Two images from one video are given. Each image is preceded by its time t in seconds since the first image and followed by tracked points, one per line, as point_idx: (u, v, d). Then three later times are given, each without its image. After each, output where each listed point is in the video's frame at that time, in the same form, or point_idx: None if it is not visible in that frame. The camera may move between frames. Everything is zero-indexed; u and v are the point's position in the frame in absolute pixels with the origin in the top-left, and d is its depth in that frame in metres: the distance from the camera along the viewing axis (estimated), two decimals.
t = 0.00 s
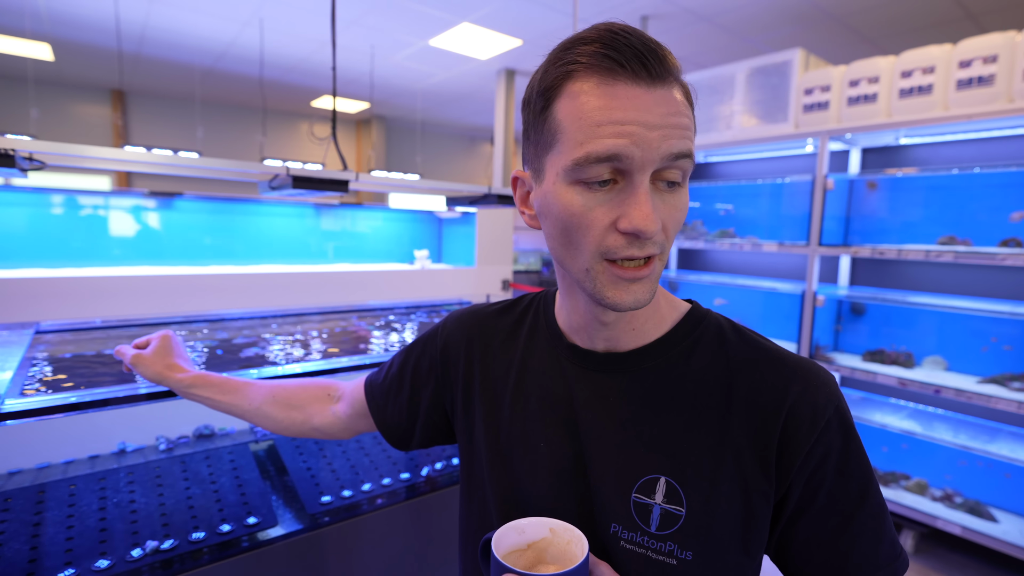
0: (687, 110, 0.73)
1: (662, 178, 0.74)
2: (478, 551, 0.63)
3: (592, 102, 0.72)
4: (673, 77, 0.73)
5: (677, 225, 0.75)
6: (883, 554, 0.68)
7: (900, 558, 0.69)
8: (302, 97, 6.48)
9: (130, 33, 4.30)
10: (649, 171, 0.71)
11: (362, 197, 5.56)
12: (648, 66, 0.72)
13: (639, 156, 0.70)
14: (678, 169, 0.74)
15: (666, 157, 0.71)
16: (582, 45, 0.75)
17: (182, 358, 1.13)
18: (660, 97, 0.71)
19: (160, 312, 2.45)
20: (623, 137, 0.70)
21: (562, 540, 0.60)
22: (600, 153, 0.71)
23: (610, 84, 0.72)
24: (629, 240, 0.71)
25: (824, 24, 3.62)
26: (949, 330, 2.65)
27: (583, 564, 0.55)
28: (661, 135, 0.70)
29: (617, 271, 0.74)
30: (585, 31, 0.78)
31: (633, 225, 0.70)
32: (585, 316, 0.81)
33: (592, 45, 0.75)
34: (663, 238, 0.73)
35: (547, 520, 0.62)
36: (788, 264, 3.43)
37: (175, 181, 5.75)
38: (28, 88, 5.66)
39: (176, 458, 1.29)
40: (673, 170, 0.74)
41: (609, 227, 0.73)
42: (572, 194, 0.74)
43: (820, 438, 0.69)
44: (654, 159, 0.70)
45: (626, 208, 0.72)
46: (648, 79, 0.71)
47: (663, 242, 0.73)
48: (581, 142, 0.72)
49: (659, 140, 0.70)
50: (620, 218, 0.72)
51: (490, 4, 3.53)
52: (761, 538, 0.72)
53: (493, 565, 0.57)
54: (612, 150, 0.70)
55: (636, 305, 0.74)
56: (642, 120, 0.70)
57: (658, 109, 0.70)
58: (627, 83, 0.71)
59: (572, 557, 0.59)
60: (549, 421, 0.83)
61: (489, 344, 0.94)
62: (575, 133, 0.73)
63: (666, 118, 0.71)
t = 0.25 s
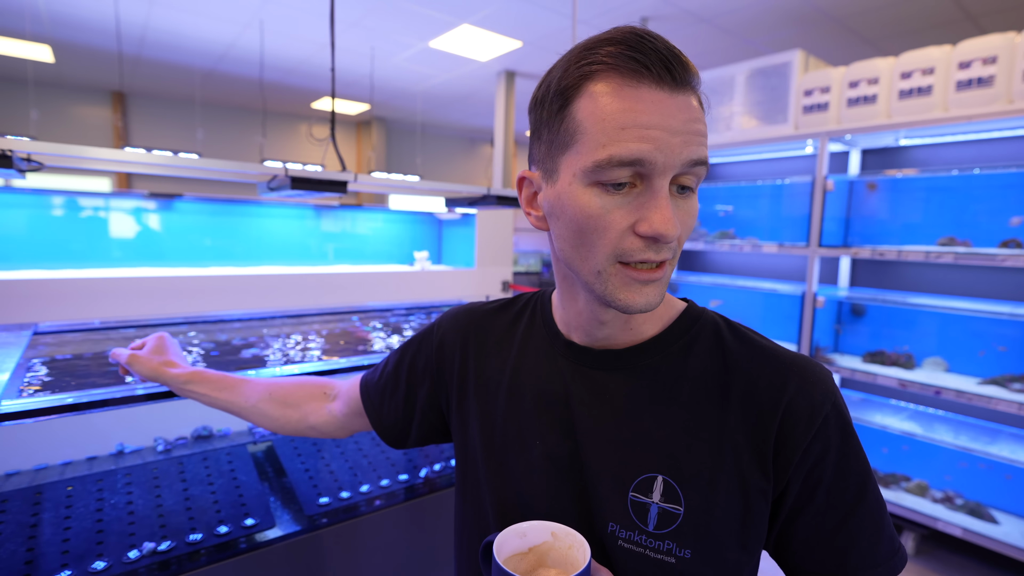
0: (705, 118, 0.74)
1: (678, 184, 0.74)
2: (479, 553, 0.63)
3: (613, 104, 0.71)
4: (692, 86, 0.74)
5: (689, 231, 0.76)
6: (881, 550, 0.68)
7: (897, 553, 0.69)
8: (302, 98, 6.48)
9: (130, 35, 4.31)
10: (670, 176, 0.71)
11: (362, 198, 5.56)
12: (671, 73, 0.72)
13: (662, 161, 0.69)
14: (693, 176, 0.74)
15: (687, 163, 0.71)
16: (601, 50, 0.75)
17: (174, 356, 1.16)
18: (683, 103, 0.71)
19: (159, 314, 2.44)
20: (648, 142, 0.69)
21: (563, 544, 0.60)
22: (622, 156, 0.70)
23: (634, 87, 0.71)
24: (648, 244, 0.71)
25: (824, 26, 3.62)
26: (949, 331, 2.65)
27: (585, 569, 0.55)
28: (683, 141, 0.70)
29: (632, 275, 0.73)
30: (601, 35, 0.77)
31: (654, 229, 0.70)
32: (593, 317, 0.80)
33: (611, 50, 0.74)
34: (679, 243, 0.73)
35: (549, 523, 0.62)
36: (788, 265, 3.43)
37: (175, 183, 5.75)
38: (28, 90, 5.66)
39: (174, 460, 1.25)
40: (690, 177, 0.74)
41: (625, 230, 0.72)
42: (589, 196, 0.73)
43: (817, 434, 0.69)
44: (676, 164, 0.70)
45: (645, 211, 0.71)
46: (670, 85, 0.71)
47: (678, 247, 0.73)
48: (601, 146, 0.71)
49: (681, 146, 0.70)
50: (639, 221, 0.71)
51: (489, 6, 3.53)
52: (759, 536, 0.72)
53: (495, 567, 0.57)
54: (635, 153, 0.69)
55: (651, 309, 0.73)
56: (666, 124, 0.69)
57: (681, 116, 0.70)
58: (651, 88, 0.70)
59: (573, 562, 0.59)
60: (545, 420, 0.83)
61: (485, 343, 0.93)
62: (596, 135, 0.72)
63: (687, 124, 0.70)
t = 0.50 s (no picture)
0: (702, 123, 0.72)
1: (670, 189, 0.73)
2: (473, 555, 0.62)
3: (605, 109, 0.70)
4: (689, 91, 0.72)
5: (680, 237, 0.75)
6: (878, 557, 0.68)
7: (893, 560, 0.69)
8: (301, 99, 6.48)
9: (129, 36, 4.31)
10: (660, 184, 0.71)
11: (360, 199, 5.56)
12: (668, 78, 0.70)
13: (652, 168, 0.69)
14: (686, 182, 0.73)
15: (678, 170, 0.70)
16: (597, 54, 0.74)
17: (170, 358, 1.15)
18: (677, 110, 0.70)
19: (157, 314, 2.44)
20: (638, 149, 0.69)
21: (558, 544, 0.60)
22: (612, 163, 0.70)
23: (627, 92, 0.70)
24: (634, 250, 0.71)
25: (822, 27, 3.63)
26: (948, 332, 2.65)
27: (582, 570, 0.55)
28: (676, 149, 0.69)
29: (617, 279, 0.74)
30: (599, 37, 0.76)
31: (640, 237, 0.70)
32: (583, 314, 0.81)
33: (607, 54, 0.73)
34: (667, 248, 0.73)
35: (544, 525, 0.62)
36: (787, 265, 3.43)
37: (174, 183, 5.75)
38: (27, 91, 5.66)
39: (171, 460, 1.25)
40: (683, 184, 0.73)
41: (612, 235, 0.72)
42: (579, 200, 0.74)
43: (817, 440, 0.69)
44: (666, 172, 0.70)
45: (633, 218, 0.71)
46: (666, 91, 0.70)
47: (667, 252, 0.73)
48: (591, 151, 0.71)
49: (673, 154, 0.69)
50: (626, 227, 0.72)
51: (488, 7, 3.53)
52: (756, 541, 0.72)
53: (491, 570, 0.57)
54: (625, 161, 0.69)
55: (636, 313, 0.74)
56: (659, 132, 0.69)
57: (675, 123, 0.69)
58: (646, 93, 0.70)
59: (568, 562, 0.59)
60: (544, 421, 0.83)
61: (485, 342, 0.93)
62: (588, 140, 0.71)
63: (682, 132, 0.70)
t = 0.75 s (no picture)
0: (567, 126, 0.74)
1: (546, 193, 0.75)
2: (450, 548, 0.63)
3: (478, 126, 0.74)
4: (508, 102, 0.75)
5: (523, 239, 0.74)
6: (838, 543, 0.70)
7: (857, 548, 0.72)
8: (292, 106, 6.49)
9: (118, 42, 4.31)
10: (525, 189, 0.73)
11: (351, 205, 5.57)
12: (464, 105, 0.77)
13: (511, 177, 0.72)
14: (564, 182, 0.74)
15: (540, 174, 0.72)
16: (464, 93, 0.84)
17: (153, 363, 1.13)
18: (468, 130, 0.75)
19: (145, 320, 2.43)
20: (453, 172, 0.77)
21: (532, 536, 0.62)
22: (477, 177, 0.73)
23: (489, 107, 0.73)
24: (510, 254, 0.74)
25: (805, 37, 3.71)
26: (931, 335, 2.67)
27: (556, 561, 0.56)
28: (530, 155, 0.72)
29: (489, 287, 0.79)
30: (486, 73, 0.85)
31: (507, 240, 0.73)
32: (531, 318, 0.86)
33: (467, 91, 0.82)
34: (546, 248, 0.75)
35: (518, 517, 0.63)
36: (773, 270, 3.48)
37: (162, 190, 5.73)
38: (14, 97, 5.63)
39: (157, 463, 1.26)
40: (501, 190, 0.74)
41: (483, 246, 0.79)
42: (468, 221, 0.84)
43: (780, 429, 0.71)
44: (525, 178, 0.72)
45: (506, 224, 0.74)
46: (468, 115, 0.76)
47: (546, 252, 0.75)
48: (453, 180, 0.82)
49: (464, 169, 0.74)
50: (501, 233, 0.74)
51: (477, 15, 3.57)
52: (721, 528, 0.74)
53: (466, 564, 0.58)
54: (487, 173, 0.73)
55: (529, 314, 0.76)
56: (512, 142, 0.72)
57: (464, 143, 0.75)
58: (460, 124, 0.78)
59: (542, 553, 0.60)
60: (522, 413, 0.85)
61: (473, 337, 0.96)
62: (461, 158, 0.76)
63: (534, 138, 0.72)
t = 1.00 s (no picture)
0: (587, 112, 0.75)
1: (575, 179, 0.76)
2: (448, 544, 0.64)
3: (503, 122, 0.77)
4: (574, 85, 0.76)
5: (600, 221, 0.76)
6: (839, 544, 0.71)
7: (857, 549, 0.72)
8: (290, 107, 6.48)
9: (116, 42, 4.31)
10: (550, 177, 0.75)
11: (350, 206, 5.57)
12: (535, 83, 0.76)
13: (536, 165, 0.75)
14: (586, 169, 0.75)
15: (564, 160, 0.74)
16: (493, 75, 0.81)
17: (153, 364, 1.12)
18: (549, 107, 0.74)
19: (143, 320, 2.42)
20: (519, 151, 0.75)
21: (529, 533, 0.62)
22: (507, 168, 0.77)
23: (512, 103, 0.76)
24: (544, 239, 0.75)
25: (803, 39, 3.72)
26: (929, 337, 2.67)
27: (551, 558, 0.56)
28: (553, 142, 0.74)
29: (544, 272, 0.76)
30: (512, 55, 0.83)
31: (540, 224, 0.74)
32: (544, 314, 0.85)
33: (500, 73, 0.80)
34: (582, 233, 0.75)
35: (516, 514, 0.64)
36: (771, 272, 3.49)
37: (161, 190, 5.72)
38: (12, 97, 5.63)
39: (155, 463, 1.26)
40: (580, 171, 0.75)
41: (529, 231, 0.77)
42: (500, 207, 0.80)
43: (781, 431, 0.72)
44: (552, 166, 0.74)
45: (538, 211, 0.76)
46: (538, 93, 0.75)
47: (582, 237, 0.75)
48: (494, 161, 0.78)
49: (550, 148, 0.74)
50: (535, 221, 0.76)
51: (476, 16, 3.58)
52: (723, 531, 0.74)
53: (463, 561, 0.58)
54: (513, 164, 0.76)
55: (567, 299, 0.76)
56: (531, 133, 0.74)
57: (546, 120, 0.74)
58: (521, 101, 0.75)
59: (539, 550, 0.61)
60: (523, 414, 0.85)
61: (472, 340, 0.96)
62: (492, 154, 0.79)
63: (555, 126, 0.74)
